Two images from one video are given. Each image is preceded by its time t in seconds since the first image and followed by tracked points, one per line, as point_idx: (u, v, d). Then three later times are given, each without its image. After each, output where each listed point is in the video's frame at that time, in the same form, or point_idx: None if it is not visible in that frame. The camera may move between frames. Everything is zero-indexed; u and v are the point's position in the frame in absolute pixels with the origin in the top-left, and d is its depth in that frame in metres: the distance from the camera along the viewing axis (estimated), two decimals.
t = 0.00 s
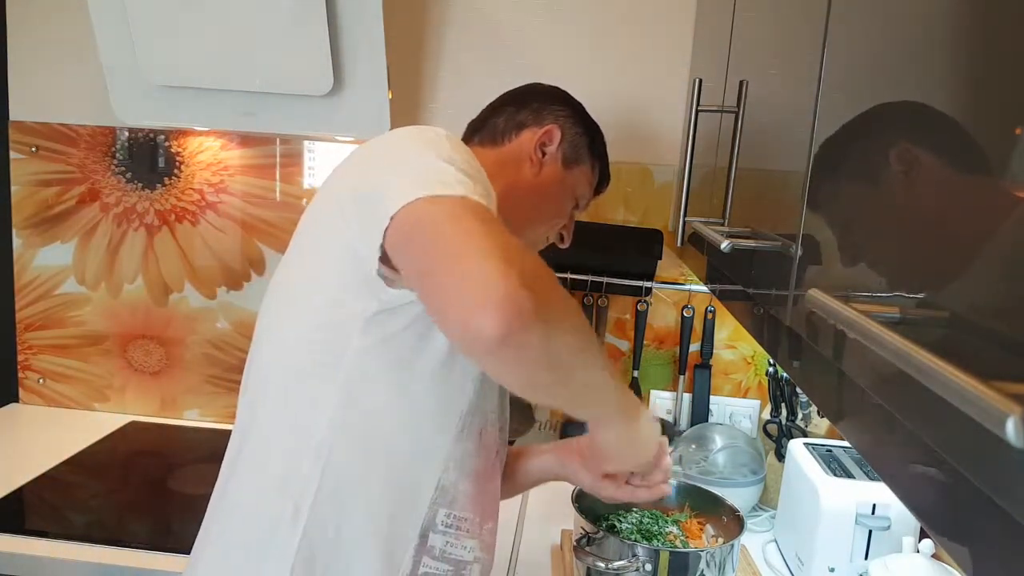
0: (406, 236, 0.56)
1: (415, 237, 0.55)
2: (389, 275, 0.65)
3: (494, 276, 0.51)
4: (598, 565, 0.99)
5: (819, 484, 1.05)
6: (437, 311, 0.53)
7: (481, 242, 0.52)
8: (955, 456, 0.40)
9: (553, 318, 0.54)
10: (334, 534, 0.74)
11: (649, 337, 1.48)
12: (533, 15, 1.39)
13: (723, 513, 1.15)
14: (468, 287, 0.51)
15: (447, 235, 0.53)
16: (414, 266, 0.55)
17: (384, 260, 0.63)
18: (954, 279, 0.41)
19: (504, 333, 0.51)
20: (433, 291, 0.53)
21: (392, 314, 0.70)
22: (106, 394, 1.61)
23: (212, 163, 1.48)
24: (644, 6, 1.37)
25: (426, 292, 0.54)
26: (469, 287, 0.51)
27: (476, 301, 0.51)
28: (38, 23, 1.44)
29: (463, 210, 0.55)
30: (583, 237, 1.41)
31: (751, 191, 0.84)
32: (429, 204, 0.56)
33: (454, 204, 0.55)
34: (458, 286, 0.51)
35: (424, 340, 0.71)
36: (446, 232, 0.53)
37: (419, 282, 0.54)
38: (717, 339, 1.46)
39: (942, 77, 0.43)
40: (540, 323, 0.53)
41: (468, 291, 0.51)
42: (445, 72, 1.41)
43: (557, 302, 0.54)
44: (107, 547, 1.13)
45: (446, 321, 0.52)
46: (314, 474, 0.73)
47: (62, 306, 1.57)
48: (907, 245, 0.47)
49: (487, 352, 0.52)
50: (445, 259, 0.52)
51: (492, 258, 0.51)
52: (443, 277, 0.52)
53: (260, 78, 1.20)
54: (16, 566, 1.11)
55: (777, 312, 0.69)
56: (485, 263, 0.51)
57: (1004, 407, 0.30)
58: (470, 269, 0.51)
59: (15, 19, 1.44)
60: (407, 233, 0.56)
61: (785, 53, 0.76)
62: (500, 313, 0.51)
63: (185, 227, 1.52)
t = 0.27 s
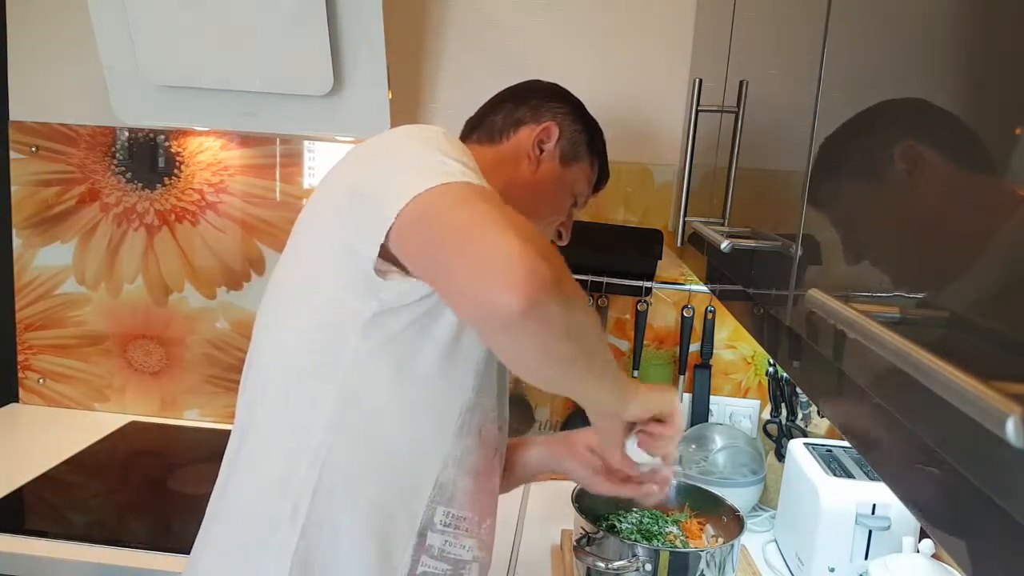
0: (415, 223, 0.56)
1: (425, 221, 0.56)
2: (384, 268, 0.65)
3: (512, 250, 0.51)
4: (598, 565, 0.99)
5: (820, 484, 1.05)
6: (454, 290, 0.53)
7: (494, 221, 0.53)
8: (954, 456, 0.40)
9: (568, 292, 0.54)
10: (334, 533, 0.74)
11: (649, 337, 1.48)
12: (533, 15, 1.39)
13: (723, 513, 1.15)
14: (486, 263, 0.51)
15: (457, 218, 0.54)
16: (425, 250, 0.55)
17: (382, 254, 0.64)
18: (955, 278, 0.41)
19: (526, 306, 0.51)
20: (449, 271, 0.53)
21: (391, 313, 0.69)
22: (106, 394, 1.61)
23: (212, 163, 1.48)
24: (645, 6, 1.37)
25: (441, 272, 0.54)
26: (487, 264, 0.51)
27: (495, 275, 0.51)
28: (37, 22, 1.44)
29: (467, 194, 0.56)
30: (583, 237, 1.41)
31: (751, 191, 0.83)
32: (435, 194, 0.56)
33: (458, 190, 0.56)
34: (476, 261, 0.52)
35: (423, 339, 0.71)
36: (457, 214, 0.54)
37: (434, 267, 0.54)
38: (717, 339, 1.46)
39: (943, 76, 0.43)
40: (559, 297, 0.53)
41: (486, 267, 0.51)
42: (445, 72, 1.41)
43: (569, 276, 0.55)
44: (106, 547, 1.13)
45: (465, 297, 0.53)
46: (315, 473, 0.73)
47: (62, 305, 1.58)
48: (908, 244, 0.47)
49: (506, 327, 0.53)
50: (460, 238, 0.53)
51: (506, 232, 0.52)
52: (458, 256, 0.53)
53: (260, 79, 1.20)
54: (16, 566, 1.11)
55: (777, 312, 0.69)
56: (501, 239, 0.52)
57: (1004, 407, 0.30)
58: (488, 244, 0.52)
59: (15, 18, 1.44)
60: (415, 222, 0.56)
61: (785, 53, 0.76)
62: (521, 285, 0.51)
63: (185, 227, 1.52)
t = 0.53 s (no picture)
0: (394, 242, 0.57)
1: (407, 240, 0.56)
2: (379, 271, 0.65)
3: (476, 285, 0.51)
4: (598, 565, 0.99)
5: (820, 484, 1.05)
6: (421, 316, 0.54)
7: (465, 249, 0.53)
8: (955, 457, 0.40)
9: (534, 328, 0.54)
10: (333, 534, 0.74)
11: (649, 337, 1.48)
12: (533, 15, 1.39)
13: (723, 513, 1.15)
14: (449, 298, 0.52)
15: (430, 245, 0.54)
16: (399, 273, 0.55)
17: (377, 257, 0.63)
18: (955, 280, 0.41)
19: (483, 342, 0.52)
20: (416, 298, 0.54)
21: (391, 314, 0.69)
22: (106, 394, 1.61)
23: (212, 163, 1.48)
24: (645, 6, 1.37)
25: (411, 296, 0.54)
26: (450, 299, 0.52)
27: (456, 310, 0.51)
28: (37, 22, 1.44)
29: (450, 216, 0.55)
30: (583, 237, 1.41)
31: (751, 191, 0.83)
32: (417, 213, 0.56)
33: (441, 210, 0.56)
34: (440, 294, 0.52)
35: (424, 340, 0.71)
36: (430, 239, 0.54)
37: (404, 291, 0.55)
38: (717, 339, 1.46)
39: (943, 77, 0.43)
40: (522, 333, 0.53)
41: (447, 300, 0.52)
42: (445, 72, 1.41)
43: (538, 311, 0.55)
44: (106, 547, 1.13)
45: (429, 324, 0.53)
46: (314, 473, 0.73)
47: (62, 306, 1.58)
48: (908, 245, 0.47)
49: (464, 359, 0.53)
50: (428, 267, 0.53)
51: (473, 266, 0.52)
52: (424, 284, 0.53)
53: (260, 78, 1.20)
54: (16, 566, 1.11)
55: (777, 312, 0.69)
56: (466, 271, 0.52)
57: (1004, 407, 0.30)
58: (453, 279, 0.52)
59: (14, 18, 1.44)
60: (396, 239, 0.56)
61: (785, 53, 0.76)
62: (482, 320, 0.51)
63: (185, 227, 1.52)
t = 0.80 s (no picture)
0: (399, 241, 0.56)
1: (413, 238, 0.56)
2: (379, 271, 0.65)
3: (485, 284, 0.51)
4: (598, 565, 0.99)
5: (820, 484, 1.05)
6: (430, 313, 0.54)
7: (474, 249, 0.53)
8: (955, 457, 0.40)
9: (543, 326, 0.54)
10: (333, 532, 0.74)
11: (649, 337, 1.48)
12: (533, 15, 1.39)
13: (723, 513, 1.15)
14: (459, 298, 0.52)
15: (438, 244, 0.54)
16: (406, 273, 0.55)
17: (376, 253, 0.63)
18: (956, 279, 0.41)
19: (495, 341, 0.52)
20: (425, 296, 0.54)
21: (389, 312, 0.69)
22: (106, 394, 1.61)
23: (212, 163, 1.48)
24: (645, 6, 1.37)
25: (420, 295, 0.54)
26: (460, 298, 0.52)
27: (466, 308, 0.51)
28: (37, 22, 1.43)
29: (454, 215, 0.55)
30: (583, 237, 1.41)
31: (752, 191, 0.83)
32: (420, 212, 0.56)
33: (446, 208, 0.56)
34: (449, 292, 0.52)
35: (421, 337, 0.71)
36: (438, 237, 0.54)
37: (413, 292, 0.55)
38: (717, 339, 1.46)
39: (944, 76, 0.43)
40: (530, 332, 0.53)
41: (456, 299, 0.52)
42: (445, 72, 1.41)
43: (547, 308, 0.55)
44: (106, 547, 1.13)
45: (440, 322, 0.53)
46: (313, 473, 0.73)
47: (62, 306, 1.58)
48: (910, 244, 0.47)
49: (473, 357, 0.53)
50: (436, 266, 0.53)
51: (482, 265, 0.52)
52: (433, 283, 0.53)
53: (260, 78, 1.20)
54: (15, 566, 1.11)
55: (777, 312, 0.69)
56: (474, 269, 0.52)
57: (1004, 407, 0.30)
58: (461, 278, 0.52)
59: (14, 18, 1.44)
60: (401, 240, 0.56)
61: (785, 53, 0.76)
62: (493, 319, 0.51)
63: (185, 227, 1.52)
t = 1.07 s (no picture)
0: (421, 215, 0.56)
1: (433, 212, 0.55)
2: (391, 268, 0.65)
3: (527, 239, 0.51)
4: (598, 565, 0.99)
5: (820, 484, 1.05)
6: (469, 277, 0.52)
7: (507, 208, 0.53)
8: (954, 457, 0.40)
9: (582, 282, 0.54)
10: (332, 532, 0.74)
11: (649, 337, 1.48)
12: (533, 15, 1.39)
13: (723, 513, 1.15)
14: (502, 254, 0.51)
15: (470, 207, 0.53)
16: (437, 240, 0.54)
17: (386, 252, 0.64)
18: (955, 278, 0.41)
19: (543, 294, 0.51)
20: (463, 259, 0.53)
21: (389, 312, 0.70)
22: (106, 394, 1.61)
23: (212, 163, 1.48)
24: (645, 6, 1.37)
25: (454, 260, 0.53)
26: (503, 254, 0.51)
27: (513, 261, 0.51)
28: (37, 22, 1.43)
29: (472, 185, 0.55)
30: (583, 237, 1.41)
31: (752, 191, 0.83)
32: (441, 186, 0.56)
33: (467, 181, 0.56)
34: (492, 248, 0.51)
35: (421, 337, 0.71)
36: (466, 203, 0.54)
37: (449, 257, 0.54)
38: (717, 339, 1.46)
39: (944, 76, 0.43)
40: (574, 289, 0.53)
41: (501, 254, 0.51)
42: (445, 72, 1.41)
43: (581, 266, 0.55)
44: (106, 547, 1.13)
45: (483, 282, 0.52)
46: (313, 472, 0.73)
47: (62, 306, 1.58)
48: (911, 243, 0.47)
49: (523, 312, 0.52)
50: (471, 227, 0.53)
51: (521, 221, 0.52)
52: (473, 243, 0.52)
53: (260, 78, 1.20)
54: (16, 566, 1.11)
55: (777, 312, 0.69)
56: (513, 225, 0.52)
57: (1005, 407, 0.30)
58: (504, 233, 0.51)
59: (14, 18, 1.44)
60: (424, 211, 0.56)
61: (785, 52, 0.76)
62: (541, 271, 0.51)
63: (185, 227, 1.52)
